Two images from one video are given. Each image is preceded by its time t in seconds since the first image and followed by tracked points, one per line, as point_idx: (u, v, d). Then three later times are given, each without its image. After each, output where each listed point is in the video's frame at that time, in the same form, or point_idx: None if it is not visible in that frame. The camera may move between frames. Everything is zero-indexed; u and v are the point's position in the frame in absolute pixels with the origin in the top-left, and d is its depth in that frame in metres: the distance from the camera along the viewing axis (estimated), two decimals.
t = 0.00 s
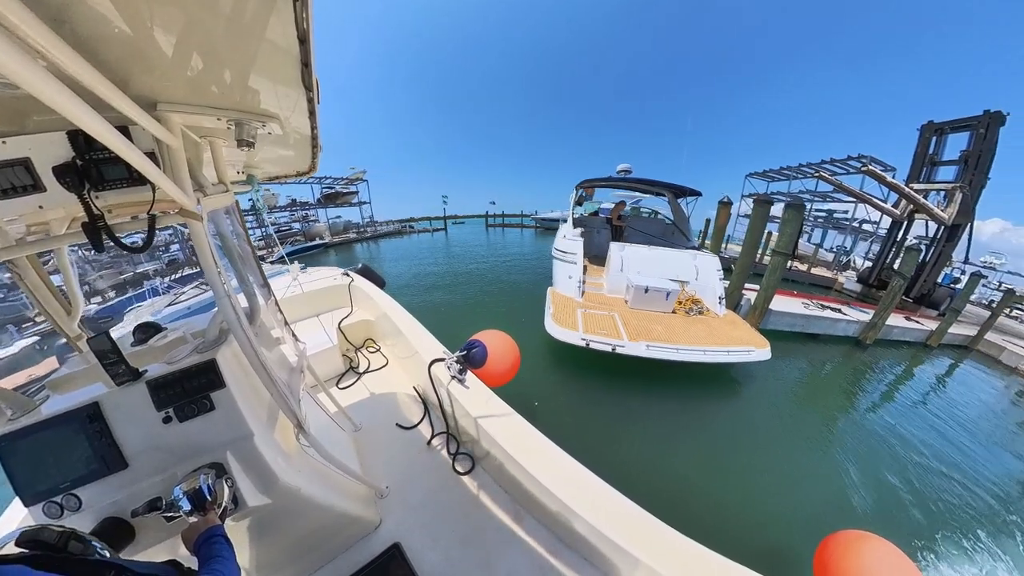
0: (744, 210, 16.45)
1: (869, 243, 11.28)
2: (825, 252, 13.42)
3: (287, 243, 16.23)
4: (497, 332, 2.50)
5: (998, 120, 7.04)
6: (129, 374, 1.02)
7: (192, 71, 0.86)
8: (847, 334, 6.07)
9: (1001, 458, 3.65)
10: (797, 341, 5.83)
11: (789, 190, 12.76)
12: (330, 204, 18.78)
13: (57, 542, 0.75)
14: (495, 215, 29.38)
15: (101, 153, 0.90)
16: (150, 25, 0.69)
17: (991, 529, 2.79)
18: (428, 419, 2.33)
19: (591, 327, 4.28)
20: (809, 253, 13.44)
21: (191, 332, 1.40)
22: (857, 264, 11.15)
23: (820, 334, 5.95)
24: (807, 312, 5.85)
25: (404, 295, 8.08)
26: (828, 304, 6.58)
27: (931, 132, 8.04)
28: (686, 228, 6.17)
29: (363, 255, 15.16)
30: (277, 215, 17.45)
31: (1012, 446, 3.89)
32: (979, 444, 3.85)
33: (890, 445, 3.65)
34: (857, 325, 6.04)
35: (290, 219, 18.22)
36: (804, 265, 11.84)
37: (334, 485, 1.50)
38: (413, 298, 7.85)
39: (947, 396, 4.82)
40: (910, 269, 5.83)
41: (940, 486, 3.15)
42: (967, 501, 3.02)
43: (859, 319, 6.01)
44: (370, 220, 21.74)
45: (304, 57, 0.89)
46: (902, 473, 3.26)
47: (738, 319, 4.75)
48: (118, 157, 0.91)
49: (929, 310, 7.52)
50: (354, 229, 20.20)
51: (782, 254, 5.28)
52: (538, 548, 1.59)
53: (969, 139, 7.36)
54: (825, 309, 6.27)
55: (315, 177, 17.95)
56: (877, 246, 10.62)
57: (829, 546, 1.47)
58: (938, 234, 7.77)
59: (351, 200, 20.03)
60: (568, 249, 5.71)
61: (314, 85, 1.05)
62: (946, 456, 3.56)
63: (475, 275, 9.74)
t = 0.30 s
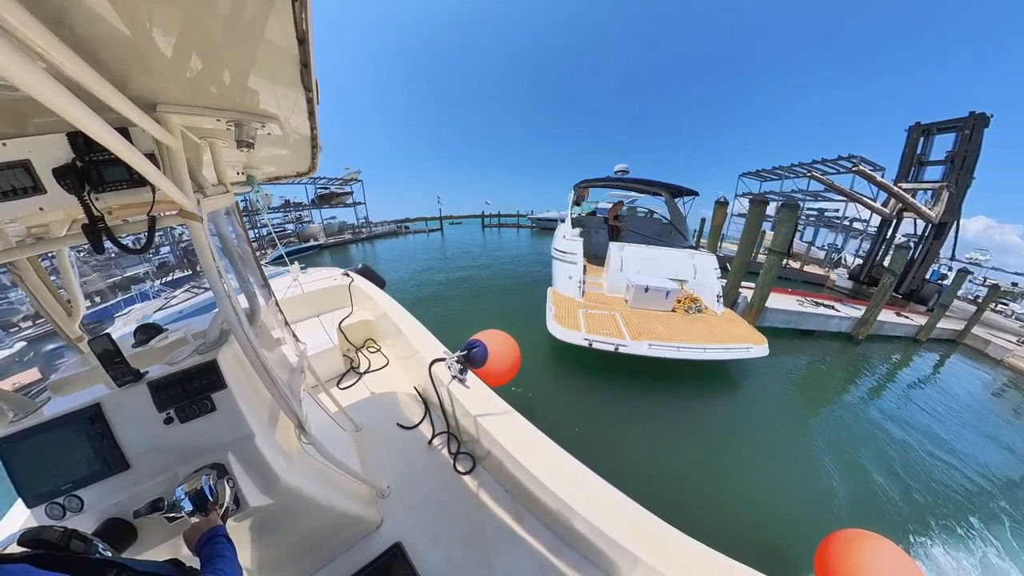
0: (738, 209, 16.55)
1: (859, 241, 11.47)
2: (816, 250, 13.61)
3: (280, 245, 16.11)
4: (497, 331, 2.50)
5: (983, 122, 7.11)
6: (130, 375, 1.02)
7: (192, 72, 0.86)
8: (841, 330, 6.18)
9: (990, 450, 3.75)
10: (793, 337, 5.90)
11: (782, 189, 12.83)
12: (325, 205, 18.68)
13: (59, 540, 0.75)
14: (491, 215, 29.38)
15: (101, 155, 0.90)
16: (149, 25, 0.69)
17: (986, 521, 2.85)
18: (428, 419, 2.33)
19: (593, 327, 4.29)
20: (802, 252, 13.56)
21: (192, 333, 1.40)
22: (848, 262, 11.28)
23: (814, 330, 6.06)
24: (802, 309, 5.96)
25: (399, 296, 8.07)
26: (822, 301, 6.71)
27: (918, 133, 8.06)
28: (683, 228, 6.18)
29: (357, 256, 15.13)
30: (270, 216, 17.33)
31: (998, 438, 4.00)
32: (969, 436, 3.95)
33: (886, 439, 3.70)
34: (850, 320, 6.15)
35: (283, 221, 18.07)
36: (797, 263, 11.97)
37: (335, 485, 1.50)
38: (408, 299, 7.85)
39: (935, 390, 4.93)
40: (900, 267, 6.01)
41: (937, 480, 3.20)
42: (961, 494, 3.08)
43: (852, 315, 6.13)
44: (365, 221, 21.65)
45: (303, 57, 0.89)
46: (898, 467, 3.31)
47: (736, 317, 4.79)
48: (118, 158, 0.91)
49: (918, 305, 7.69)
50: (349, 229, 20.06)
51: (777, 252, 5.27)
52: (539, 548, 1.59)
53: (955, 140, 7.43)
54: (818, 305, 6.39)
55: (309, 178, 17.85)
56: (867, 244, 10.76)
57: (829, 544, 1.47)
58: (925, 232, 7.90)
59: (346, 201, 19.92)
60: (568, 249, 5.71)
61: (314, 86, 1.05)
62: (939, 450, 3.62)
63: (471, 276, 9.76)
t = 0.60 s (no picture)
0: (732, 208, 16.68)
1: (849, 239, 11.73)
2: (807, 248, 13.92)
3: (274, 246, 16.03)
4: (497, 331, 2.51)
5: (967, 123, 7.24)
6: (131, 376, 1.02)
7: (192, 73, 0.86)
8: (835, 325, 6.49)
9: (974, 443, 3.91)
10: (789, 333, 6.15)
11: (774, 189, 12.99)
12: (319, 207, 18.65)
13: (56, 541, 0.76)
14: (487, 216, 29.37)
15: (102, 156, 0.90)
16: (149, 27, 0.69)
17: (975, 511, 2.96)
18: (429, 419, 2.33)
19: (593, 326, 4.28)
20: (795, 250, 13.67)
21: (193, 334, 1.41)
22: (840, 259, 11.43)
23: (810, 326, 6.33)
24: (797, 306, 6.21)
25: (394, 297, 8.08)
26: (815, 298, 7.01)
27: (906, 133, 8.20)
28: (679, 228, 6.25)
29: (353, 258, 15.13)
30: (264, 219, 17.26)
31: (980, 430, 4.19)
32: (954, 430, 4.10)
33: (878, 434, 3.79)
34: (844, 317, 6.39)
35: (277, 222, 17.99)
36: (790, 261, 12.18)
37: (336, 485, 1.50)
38: (403, 300, 7.86)
39: (919, 385, 5.11)
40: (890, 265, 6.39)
41: (934, 478, 3.24)
42: (953, 486, 3.19)
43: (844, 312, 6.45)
44: (360, 222, 21.60)
45: (303, 59, 0.89)
46: (891, 461, 3.40)
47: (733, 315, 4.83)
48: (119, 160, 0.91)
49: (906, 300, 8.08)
50: (344, 230, 19.99)
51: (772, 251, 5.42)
52: (540, 549, 1.59)
53: (940, 140, 7.58)
54: (812, 302, 6.67)
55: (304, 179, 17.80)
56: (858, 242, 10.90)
57: (831, 545, 1.46)
58: (913, 229, 8.09)
59: (340, 202, 19.87)
60: (567, 249, 5.70)
61: (314, 87, 1.05)
62: (928, 443, 3.74)
63: (466, 277, 9.77)
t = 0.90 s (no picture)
0: (726, 208, 16.79)
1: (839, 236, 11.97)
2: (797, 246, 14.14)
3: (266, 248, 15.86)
4: (496, 331, 2.52)
5: (951, 124, 7.67)
6: (131, 376, 1.03)
7: (193, 74, 0.86)
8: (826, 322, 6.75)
9: (963, 438, 4.01)
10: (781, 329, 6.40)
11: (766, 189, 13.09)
12: (313, 208, 18.51)
13: (55, 541, 0.76)
14: (483, 216, 29.37)
15: (102, 156, 0.91)
16: (150, 27, 0.69)
17: (962, 499, 3.11)
18: (429, 419, 2.33)
19: (593, 326, 4.28)
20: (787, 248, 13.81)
21: (193, 334, 1.41)
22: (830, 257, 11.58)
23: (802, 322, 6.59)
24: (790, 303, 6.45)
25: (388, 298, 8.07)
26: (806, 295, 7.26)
27: (893, 135, 8.66)
28: (675, 227, 6.19)
29: (347, 259, 15.08)
30: (257, 221, 17.10)
31: (962, 421, 4.39)
32: (938, 421, 4.28)
33: (867, 428, 3.92)
34: (834, 313, 6.72)
35: (269, 224, 17.83)
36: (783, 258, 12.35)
37: (336, 486, 1.50)
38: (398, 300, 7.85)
39: (904, 379, 5.29)
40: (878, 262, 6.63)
41: (932, 478, 3.26)
42: (940, 475, 3.34)
43: (835, 308, 6.71)
44: (353, 223, 21.46)
45: (304, 59, 0.90)
46: (881, 453, 3.52)
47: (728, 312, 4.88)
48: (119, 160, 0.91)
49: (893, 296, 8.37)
50: (338, 232, 19.77)
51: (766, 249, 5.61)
52: (540, 549, 1.59)
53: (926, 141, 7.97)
54: (804, 299, 6.90)
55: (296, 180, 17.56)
56: (848, 241, 11.04)
57: (831, 545, 1.46)
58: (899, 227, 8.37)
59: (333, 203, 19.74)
60: (564, 249, 5.69)
61: (314, 87, 1.05)
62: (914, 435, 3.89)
63: (460, 277, 9.78)
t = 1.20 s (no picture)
0: (720, 207, 16.85)
1: (829, 234, 12.18)
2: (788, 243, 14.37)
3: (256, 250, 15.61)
4: (495, 331, 2.52)
5: (935, 125, 7.77)
6: (130, 375, 1.03)
7: (194, 73, 0.86)
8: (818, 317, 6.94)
9: (951, 434, 4.12)
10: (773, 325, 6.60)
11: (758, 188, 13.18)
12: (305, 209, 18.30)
13: (55, 539, 0.76)
14: (478, 216, 29.27)
15: (102, 155, 0.90)
16: (151, 26, 0.70)
17: (948, 487, 3.28)
18: (428, 420, 2.33)
19: (591, 325, 4.28)
20: (779, 246, 13.95)
21: (192, 333, 1.41)
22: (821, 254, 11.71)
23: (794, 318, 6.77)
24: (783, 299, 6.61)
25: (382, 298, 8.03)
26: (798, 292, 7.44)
27: (879, 135, 8.79)
28: (670, 226, 6.26)
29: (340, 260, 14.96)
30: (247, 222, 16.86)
31: (947, 415, 4.53)
32: (922, 413, 4.49)
33: (857, 421, 4.08)
34: (825, 308, 6.92)
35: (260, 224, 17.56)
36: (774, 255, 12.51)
37: (335, 486, 1.50)
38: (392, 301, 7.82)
39: (890, 373, 5.50)
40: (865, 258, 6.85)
41: (924, 476, 3.33)
42: (926, 464, 3.52)
43: (826, 304, 6.89)
44: (346, 223, 21.22)
45: (304, 58, 0.90)
46: (872, 446, 3.68)
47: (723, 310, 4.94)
48: (120, 158, 0.91)
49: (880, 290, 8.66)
50: (332, 232, 19.59)
51: (759, 247, 5.74)
52: (538, 548, 1.59)
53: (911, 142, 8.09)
54: (795, 296, 7.08)
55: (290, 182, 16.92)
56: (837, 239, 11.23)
57: (831, 547, 1.45)
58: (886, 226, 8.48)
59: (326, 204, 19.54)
60: (561, 249, 5.70)
61: (314, 87, 1.05)
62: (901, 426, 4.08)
63: (455, 277, 9.79)
